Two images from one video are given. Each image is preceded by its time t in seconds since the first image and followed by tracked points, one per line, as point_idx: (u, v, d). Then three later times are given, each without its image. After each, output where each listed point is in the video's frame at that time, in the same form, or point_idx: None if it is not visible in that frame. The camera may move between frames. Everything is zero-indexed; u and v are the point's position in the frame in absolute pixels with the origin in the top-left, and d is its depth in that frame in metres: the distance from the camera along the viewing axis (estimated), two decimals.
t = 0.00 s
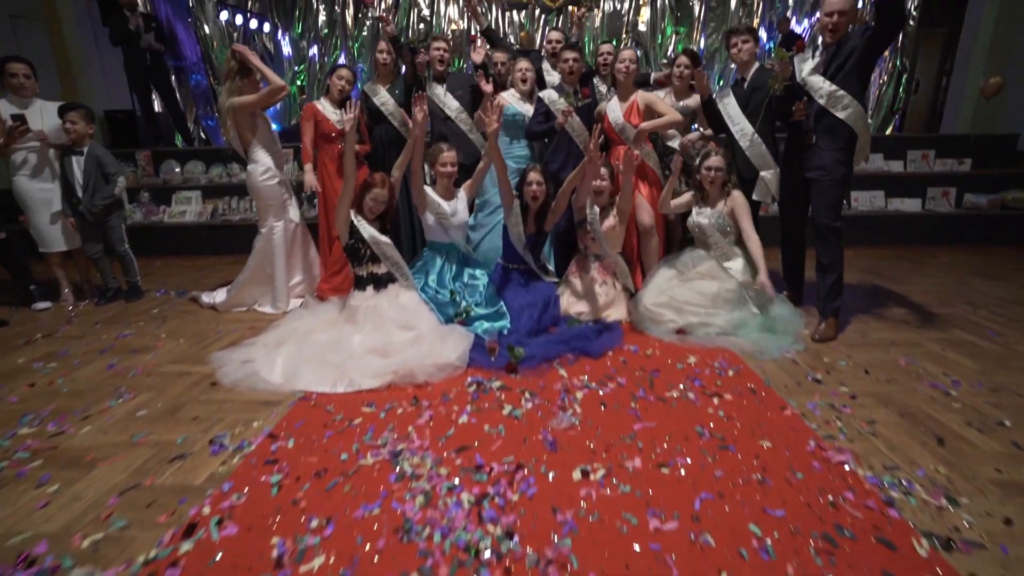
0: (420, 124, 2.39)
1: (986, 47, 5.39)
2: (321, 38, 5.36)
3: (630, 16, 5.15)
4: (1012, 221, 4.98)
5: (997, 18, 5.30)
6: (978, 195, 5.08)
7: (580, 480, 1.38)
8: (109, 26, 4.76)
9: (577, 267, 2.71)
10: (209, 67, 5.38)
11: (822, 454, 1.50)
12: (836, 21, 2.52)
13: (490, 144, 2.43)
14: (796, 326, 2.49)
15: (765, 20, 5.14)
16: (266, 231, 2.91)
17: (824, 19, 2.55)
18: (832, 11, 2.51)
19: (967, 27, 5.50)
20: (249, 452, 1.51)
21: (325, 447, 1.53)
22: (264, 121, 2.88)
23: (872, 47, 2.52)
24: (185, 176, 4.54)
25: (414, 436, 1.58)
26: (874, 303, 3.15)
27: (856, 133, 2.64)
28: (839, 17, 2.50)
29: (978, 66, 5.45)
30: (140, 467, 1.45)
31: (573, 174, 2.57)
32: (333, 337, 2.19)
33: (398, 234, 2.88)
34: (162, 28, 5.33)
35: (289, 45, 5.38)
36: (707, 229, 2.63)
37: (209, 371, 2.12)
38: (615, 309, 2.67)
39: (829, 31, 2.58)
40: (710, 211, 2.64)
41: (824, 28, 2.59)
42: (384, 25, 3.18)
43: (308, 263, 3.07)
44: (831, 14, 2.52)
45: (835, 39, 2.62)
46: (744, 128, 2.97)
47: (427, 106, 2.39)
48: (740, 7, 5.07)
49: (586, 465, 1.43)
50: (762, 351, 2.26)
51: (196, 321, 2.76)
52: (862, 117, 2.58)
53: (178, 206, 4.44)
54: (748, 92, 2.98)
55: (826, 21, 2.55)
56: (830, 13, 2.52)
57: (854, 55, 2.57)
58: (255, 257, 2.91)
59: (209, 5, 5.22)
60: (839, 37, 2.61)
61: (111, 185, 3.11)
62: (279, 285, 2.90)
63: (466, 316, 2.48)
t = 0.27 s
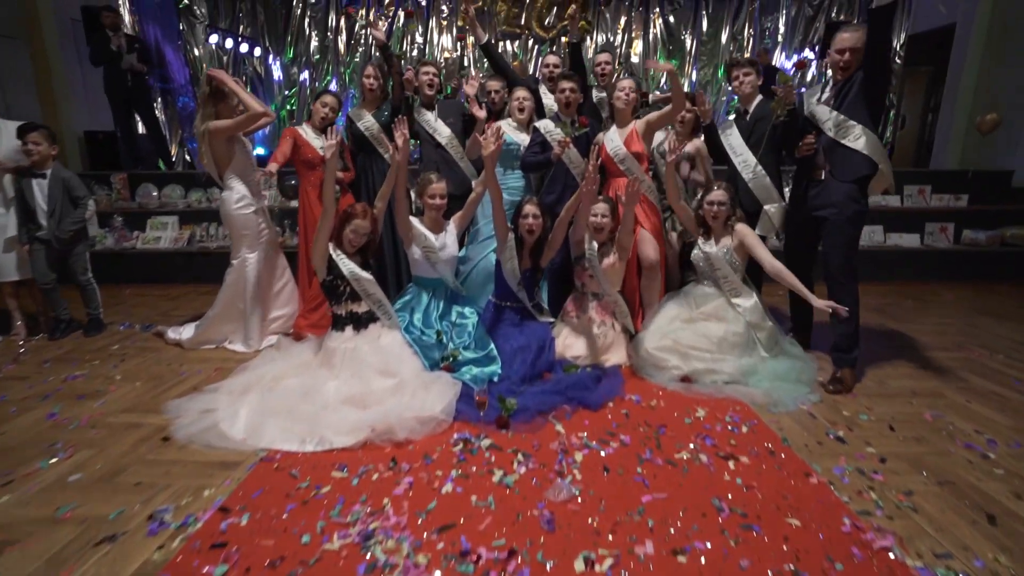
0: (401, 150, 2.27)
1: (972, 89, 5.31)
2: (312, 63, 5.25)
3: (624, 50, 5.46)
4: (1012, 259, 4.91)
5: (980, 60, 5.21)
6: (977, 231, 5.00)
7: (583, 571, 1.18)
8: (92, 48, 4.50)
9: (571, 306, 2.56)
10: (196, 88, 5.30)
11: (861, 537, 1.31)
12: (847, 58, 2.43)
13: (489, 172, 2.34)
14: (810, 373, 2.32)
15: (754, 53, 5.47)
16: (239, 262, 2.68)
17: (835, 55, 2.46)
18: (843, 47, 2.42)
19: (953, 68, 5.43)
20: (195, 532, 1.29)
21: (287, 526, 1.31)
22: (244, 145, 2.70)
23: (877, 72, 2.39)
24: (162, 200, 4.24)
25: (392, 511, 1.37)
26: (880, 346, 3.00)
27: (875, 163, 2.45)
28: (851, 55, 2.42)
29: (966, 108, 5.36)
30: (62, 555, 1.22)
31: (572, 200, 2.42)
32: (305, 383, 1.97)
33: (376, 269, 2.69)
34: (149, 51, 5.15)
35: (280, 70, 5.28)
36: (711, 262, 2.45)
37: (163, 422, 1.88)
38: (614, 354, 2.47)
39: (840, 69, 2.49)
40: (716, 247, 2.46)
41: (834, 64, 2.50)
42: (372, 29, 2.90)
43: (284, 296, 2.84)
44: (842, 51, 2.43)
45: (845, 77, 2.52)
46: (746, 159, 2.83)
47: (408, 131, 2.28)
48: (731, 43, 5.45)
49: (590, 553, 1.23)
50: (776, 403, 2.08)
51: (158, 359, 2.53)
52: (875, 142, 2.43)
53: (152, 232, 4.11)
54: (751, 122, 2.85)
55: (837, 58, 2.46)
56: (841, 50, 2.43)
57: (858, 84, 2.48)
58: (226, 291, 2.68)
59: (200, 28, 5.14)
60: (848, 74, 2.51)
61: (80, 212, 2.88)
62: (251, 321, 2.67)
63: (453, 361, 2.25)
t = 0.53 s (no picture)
0: (382, 172, 2.10)
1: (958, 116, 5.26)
2: (298, 80, 5.10)
3: (613, 73, 5.37)
4: (1009, 287, 4.81)
5: (965, 88, 5.18)
6: (972, 259, 4.88)
7: None
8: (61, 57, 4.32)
9: (563, 341, 2.38)
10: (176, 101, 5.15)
11: None
12: (854, 79, 2.31)
13: (481, 198, 2.22)
14: (823, 416, 2.14)
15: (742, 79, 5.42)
16: (205, 289, 2.48)
17: (840, 76, 2.34)
18: (849, 67, 2.30)
19: (938, 97, 5.38)
20: None
21: None
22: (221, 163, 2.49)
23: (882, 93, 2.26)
24: (132, 218, 3.99)
25: None
26: (887, 383, 2.84)
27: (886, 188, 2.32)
28: (858, 76, 2.29)
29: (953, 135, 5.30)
30: None
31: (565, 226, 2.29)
32: (270, 429, 1.77)
33: (354, 299, 2.50)
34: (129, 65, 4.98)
35: (265, 86, 5.11)
36: (714, 293, 2.29)
37: (106, 474, 1.67)
38: (612, 394, 2.29)
39: (846, 91, 2.36)
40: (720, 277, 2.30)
41: (840, 86, 2.37)
42: (357, 38, 2.71)
43: (255, 326, 2.63)
44: (848, 72, 2.31)
45: (852, 100, 2.39)
46: (747, 185, 2.68)
47: (390, 152, 2.12)
48: (720, 68, 5.41)
49: None
50: (789, 451, 1.91)
51: (111, 394, 2.30)
52: (885, 166, 2.30)
53: (120, 251, 3.84)
54: (751, 148, 2.71)
55: (843, 79, 2.33)
56: (847, 70, 2.31)
57: (866, 107, 2.36)
58: (191, 320, 2.47)
59: (183, 41, 4.96)
60: (855, 97, 2.39)
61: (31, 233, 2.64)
62: (216, 354, 2.46)
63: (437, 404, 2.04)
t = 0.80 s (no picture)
0: (363, 191, 1.95)
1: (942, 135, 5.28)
2: (282, 93, 4.93)
3: (602, 90, 5.27)
4: (1005, 306, 4.67)
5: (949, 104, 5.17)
6: (967, 278, 4.72)
7: None
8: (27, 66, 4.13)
9: (556, 371, 2.23)
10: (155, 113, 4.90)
11: None
12: (859, 93, 2.18)
13: (471, 218, 2.08)
14: (837, 452, 2.00)
15: (730, 97, 5.35)
16: (171, 313, 2.28)
17: (845, 90, 2.22)
18: (854, 81, 2.18)
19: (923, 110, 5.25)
20: None
21: None
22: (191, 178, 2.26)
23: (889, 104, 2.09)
24: (100, 234, 3.77)
25: None
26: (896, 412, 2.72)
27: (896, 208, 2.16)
28: (864, 89, 2.17)
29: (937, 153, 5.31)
30: None
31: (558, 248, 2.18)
32: (233, 474, 1.59)
33: (332, 324, 2.32)
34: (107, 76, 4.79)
35: (248, 98, 4.93)
36: (721, 318, 2.14)
37: (41, 531, 1.48)
38: (610, 428, 2.13)
39: (852, 106, 2.24)
40: (725, 302, 2.17)
41: (845, 101, 2.25)
42: (340, 49, 2.55)
43: (224, 352, 2.44)
44: (854, 86, 2.19)
45: (859, 115, 2.27)
46: (750, 206, 2.54)
47: (373, 168, 1.98)
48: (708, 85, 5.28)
49: None
50: (804, 495, 1.76)
51: (62, 430, 2.09)
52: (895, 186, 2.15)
53: (86, 269, 3.63)
54: (753, 166, 2.58)
55: (848, 93, 2.21)
56: (852, 84, 2.19)
57: (873, 123, 2.23)
58: (154, 349, 2.27)
59: (164, 52, 4.79)
60: (862, 112, 2.26)
61: None
62: (180, 385, 2.26)
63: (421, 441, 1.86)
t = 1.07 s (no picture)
0: (346, 205, 1.81)
1: (932, 140, 5.18)
2: (268, 102, 4.78)
3: (593, 99, 5.15)
4: (1006, 317, 4.52)
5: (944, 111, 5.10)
6: (966, 289, 4.61)
7: None
8: None
9: (553, 395, 2.09)
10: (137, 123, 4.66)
11: None
12: (869, 100, 2.05)
13: (462, 232, 1.95)
14: (856, 482, 1.88)
15: (721, 108, 5.28)
16: (138, 336, 2.11)
17: (853, 98, 2.09)
18: (861, 88, 2.06)
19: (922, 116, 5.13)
20: None
21: None
22: (158, 195, 2.06)
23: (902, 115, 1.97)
24: (71, 247, 3.59)
25: None
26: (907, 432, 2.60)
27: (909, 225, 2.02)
28: (873, 96, 2.04)
29: (928, 158, 5.19)
30: None
31: (556, 262, 2.04)
32: (198, 519, 1.43)
33: (313, 341, 2.23)
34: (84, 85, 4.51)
35: (233, 107, 4.77)
36: (731, 337, 2.02)
37: None
38: (612, 456, 1.98)
39: (860, 114, 2.10)
40: (733, 320, 2.04)
41: (853, 109, 2.12)
42: (324, 55, 2.40)
43: (197, 376, 2.27)
44: (861, 92, 2.06)
45: (867, 124, 2.13)
46: (754, 219, 2.37)
47: (357, 182, 1.84)
48: (699, 95, 5.24)
49: None
50: (825, 533, 1.64)
51: (14, 465, 1.91)
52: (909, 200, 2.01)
53: (54, 284, 3.43)
54: (758, 177, 2.45)
55: (856, 101, 2.08)
56: (860, 91, 2.07)
57: (883, 132, 2.09)
58: (119, 374, 2.10)
59: (145, 60, 4.59)
60: (870, 121, 2.12)
61: None
62: (146, 414, 2.09)
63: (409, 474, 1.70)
